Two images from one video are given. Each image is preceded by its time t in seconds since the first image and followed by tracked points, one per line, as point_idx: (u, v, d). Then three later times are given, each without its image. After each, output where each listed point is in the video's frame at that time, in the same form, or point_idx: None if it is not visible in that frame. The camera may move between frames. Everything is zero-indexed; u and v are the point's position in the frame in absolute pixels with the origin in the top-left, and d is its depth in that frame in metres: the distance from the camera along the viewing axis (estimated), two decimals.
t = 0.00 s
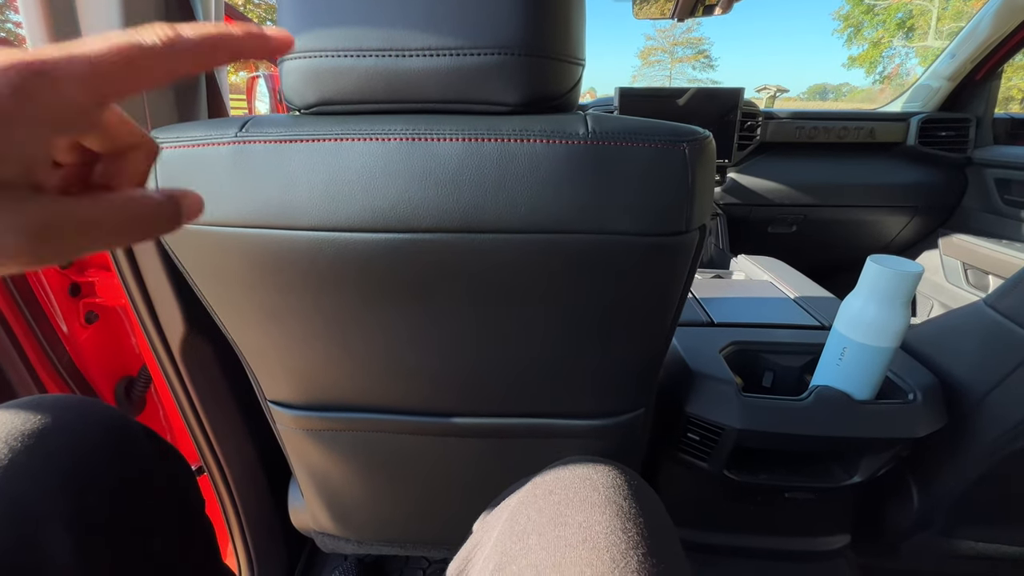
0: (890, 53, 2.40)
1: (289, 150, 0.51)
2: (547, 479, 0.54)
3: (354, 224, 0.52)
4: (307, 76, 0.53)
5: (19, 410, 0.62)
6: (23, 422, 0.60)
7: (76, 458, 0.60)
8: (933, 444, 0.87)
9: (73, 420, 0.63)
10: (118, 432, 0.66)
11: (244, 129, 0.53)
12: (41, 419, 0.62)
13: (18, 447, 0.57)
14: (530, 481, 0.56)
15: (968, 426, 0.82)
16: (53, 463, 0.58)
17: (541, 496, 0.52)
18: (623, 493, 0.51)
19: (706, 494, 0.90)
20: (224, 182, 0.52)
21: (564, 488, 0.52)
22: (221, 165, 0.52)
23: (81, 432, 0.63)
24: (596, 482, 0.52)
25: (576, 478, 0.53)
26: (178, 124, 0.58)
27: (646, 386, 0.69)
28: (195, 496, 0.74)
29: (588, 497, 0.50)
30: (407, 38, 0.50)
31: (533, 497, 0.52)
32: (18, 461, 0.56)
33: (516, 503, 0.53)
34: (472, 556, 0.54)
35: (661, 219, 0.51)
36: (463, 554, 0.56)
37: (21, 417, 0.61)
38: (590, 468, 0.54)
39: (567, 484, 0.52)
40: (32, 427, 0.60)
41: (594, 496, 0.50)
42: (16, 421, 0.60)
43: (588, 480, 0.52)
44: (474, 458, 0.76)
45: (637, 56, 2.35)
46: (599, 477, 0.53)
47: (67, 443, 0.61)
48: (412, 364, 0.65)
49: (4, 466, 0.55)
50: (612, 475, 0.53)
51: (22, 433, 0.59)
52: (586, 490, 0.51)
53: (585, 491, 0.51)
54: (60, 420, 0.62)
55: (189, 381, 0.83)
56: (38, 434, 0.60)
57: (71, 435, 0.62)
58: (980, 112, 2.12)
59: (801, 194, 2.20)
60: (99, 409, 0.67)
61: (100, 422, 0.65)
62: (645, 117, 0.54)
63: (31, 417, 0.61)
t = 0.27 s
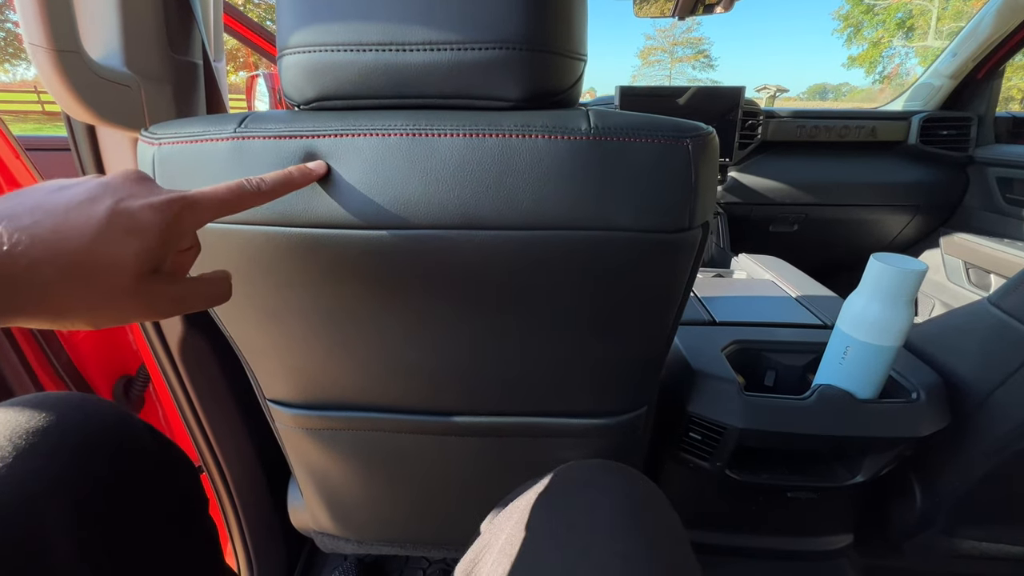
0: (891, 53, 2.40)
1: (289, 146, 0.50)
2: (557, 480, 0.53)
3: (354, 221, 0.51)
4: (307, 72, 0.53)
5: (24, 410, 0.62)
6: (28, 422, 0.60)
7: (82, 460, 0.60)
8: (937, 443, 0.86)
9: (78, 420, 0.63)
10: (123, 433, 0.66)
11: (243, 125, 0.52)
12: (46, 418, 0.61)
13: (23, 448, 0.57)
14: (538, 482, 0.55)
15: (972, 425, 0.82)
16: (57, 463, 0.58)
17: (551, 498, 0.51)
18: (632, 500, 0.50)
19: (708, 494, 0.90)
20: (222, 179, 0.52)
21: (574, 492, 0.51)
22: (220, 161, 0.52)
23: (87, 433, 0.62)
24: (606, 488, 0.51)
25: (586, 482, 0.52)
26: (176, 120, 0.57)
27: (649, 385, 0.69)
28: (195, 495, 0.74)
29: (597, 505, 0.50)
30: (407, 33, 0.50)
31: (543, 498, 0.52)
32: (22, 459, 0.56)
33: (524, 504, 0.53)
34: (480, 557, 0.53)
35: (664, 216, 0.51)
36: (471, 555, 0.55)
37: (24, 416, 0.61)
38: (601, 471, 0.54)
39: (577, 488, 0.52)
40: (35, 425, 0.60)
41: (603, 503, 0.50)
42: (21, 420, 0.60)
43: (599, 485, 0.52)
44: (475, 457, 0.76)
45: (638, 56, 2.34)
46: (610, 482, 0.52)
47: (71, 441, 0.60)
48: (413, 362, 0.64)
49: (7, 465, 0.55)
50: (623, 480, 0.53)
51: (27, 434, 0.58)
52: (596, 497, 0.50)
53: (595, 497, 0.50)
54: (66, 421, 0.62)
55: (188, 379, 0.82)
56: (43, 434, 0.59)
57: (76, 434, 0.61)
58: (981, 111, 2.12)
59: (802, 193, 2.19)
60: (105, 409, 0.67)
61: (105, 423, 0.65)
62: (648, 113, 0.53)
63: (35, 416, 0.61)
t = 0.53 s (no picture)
0: (890, 53, 2.40)
1: (290, 147, 0.51)
2: (552, 479, 0.54)
3: (355, 223, 0.52)
4: (309, 74, 0.53)
5: (22, 410, 0.62)
6: (27, 422, 0.60)
7: (80, 459, 0.60)
8: (934, 443, 0.87)
9: (77, 420, 0.63)
10: (121, 433, 0.66)
11: (245, 127, 0.53)
12: (45, 418, 0.61)
13: (22, 447, 0.57)
14: (533, 480, 0.56)
15: (969, 425, 0.82)
16: (55, 462, 0.58)
17: (546, 496, 0.52)
18: (627, 498, 0.51)
19: (706, 493, 0.90)
20: (224, 180, 0.52)
21: (568, 489, 0.52)
22: (222, 163, 0.52)
23: (85, 433, 0.63)
24: (601, 486, 0.52)
25: (582, 479, 0.53)
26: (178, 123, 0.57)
27: (648, 385, 0.69)
28: (196, 495, 0.74)
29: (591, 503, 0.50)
30: (408, 36, 0.50)
31: (539, 497, 0.52)
32: (20, 459, 0.56)
33: (519, 502, 0.53)
34: (475, 554, 0.54)
35: (662, 217, 0.51)
36: (466, 554, 0.56)
37: (22, 416, 0.61)
38: (595, 469, 0.54)
39: (572, 485, 0.52)
40: (33, 426, 0.60)
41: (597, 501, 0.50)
42: (20, 419, 0.60)
43: (594, 483, 0.52)
44: (475, 456, 0.76)
45: (638, 56, 2.35)
46: (604, 480, 0.53)
47: (69, 441, 0.61)
48: (413, 362, 0.65)
49: (5, 464, 0.55)
50: (617, 478, 0.53)
51: (24, 433, 0.59)
52: (590, 495, 0.51)
53: (589, 496, 0.51)
54: (64, 420, 0.62)
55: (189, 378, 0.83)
56: (41, 434, 0.60)
57: (74, 434, 0.62)
58: (980, 111, 2.12)
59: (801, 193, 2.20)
60: (103, 409, 0.67)
61: (103, 423, 0.65)
62: (647, 115, 0.54)
63: (33, 416, 0.61)
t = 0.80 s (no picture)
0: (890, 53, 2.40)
1: (288, 147, 0.51)
2: (553, 480, 0.54)
3: (353, 223, 0.52)
4: (307, 74, 0.53)
5: (21, 411, 0.62)
6: (26, 423, 0.60)
7: (80, 459, 0.60)
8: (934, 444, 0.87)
9: (76, 421, 0.63)
10: (121, 434, 0.66)
11: (243, 127, 0.53)
12: (44, 419, 0.61)
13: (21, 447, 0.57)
14: (533, 482, 0.56)
15: (969, 425, 0.82)
16: (55, 463, 0.58)
17: (547, 497, 0.51)
18: (628, 499, 0.51)
19: (705, 494, 0.90)
20: (222, 180, 0.52)
21: (569, 490, 0.52)
22: (219, 163, 0.52)
23: (85, 434, 0.62)
24: (602, 488, 0.52)
25: (583, 480, 0.53)
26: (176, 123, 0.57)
27: (648, 385, 0.69)
28: (195, 497, 0.74)
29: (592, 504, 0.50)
30: (406, 35, 0.50)
31: (540, 498, 0.52)
32: (22, 460, 0.56)
33: (520, 504, 0.53)
34: (475, 556, 0.53)
35: (661, 218, 0.51)
36: (465, 555, 0.55)
37: (22, 417, 0.61)
38: (596, 470, 0.54)
39: (573, 486, 0.52)
40: (33, 426, 0.60)
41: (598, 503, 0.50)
42: (18, 421, 0.60)
43: (595, 484, 0.52)
44: (474, 457, 0.76)
45: (637, 56, 2.35)
46: (605, 481, 0.52)
47: (70, 442, 0.60)
48: (412, 363, 0.64)
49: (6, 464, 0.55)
50: (618, 479, 0.53)
51: (24, 434, 0.58)
52: (591, 496, 0.51)
53: (590, 497, 0.51)
54: (64, 421, 0.62)
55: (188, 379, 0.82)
56: (41, 434, 0.59)
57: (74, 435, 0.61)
58: (980, 111, 2.12)
59: (801, 193, 2.20)
60: (101, 409, 0.67)
61: (102, 424, 0.65)
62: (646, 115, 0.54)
63: (32, 417, 0.61)
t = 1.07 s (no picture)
0: (890, 53, 2.41)
1: (292, 149, 0.51)
2: (555, 478, 0.54)
3: (356, 224, 0.52)
4: (310, 75, 0.54)
5: (25, 409, 0.62)
6: (31, 421, 0.60)
7: (84, 458, 0.60)
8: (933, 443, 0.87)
9: (80, 419, 0.63)
10: (125, 432, 0.66)
11: (247, 128, 0.53)
12: (49, 417, 0.62)
13: (27, 446, 0.57)
14: (535, 480, 0.56)
15: (968, 424, 0.83)
16: (60, 462, 0.58)
17: (549, 495, 0.52)
18: (628, 497, 0.51)
19: (705, 493, 0.90)
20: (227, 181, 0.53)
21: (570, 488, 0.52)
22: (224, 165, 0.52)
23: (89, 432, 0.63)
24: (603, 485, 0.52)
25: (584, 478, 0.53)
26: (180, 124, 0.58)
27: (649, 384, 0.69)
28: (198, 495, 0.75)
29: (593, 502, 0.50)
30: (409, 38, 0.51)
31: (542, 496, 0.52)
32: (28, 459, 0.56)
33: (522, 501, 0.53)
34: (477, 553, 0.54)
35: (661, 218, 0.51)
36: (467, 553, 0.56)
37: (27, 415, 0.61)
38: (597, 468, 0.54)
39: (574, 484, 0.52)
40: (38, 425, 0.60)
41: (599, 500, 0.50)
42: (23, 419, 0.60)
43: (596, 482, 0.52)
44: (476, 456, 0.76)
45: (637, 56, 2.35)
46: (606, 479, 0.53)
47: (74, 440, 0.61)
48: (414, 362, 0.65)
49: (11, 463, 0.55)
50: (619, 477, 0.54)
51: (29, 432, 0.59)
52: (593, 494, 0.51)
53: (591, 495, 0.51)
54: (68, 420, 0.62)
55: (191, 378, 0.83)
56: (46, 432, 0.60)
57: (79, 435, 0.62)
58: (980, 111, 2.12)
59: (801, 193, 2.20)
60: (105, 408, 0.67)
61: (106, 423, 0.65)
62: (647, 116, 0.54)
63: (37, 416, 0.61)
